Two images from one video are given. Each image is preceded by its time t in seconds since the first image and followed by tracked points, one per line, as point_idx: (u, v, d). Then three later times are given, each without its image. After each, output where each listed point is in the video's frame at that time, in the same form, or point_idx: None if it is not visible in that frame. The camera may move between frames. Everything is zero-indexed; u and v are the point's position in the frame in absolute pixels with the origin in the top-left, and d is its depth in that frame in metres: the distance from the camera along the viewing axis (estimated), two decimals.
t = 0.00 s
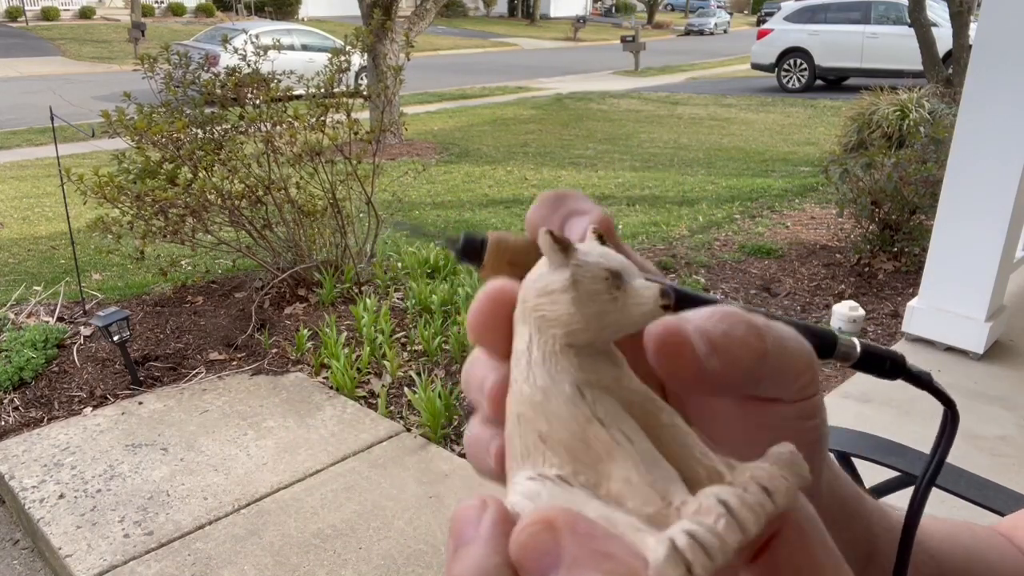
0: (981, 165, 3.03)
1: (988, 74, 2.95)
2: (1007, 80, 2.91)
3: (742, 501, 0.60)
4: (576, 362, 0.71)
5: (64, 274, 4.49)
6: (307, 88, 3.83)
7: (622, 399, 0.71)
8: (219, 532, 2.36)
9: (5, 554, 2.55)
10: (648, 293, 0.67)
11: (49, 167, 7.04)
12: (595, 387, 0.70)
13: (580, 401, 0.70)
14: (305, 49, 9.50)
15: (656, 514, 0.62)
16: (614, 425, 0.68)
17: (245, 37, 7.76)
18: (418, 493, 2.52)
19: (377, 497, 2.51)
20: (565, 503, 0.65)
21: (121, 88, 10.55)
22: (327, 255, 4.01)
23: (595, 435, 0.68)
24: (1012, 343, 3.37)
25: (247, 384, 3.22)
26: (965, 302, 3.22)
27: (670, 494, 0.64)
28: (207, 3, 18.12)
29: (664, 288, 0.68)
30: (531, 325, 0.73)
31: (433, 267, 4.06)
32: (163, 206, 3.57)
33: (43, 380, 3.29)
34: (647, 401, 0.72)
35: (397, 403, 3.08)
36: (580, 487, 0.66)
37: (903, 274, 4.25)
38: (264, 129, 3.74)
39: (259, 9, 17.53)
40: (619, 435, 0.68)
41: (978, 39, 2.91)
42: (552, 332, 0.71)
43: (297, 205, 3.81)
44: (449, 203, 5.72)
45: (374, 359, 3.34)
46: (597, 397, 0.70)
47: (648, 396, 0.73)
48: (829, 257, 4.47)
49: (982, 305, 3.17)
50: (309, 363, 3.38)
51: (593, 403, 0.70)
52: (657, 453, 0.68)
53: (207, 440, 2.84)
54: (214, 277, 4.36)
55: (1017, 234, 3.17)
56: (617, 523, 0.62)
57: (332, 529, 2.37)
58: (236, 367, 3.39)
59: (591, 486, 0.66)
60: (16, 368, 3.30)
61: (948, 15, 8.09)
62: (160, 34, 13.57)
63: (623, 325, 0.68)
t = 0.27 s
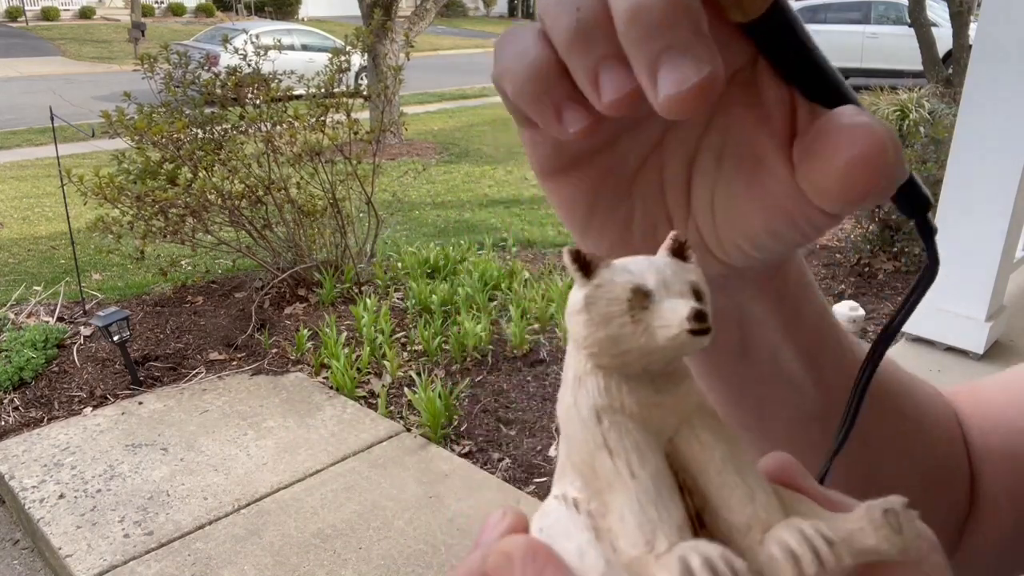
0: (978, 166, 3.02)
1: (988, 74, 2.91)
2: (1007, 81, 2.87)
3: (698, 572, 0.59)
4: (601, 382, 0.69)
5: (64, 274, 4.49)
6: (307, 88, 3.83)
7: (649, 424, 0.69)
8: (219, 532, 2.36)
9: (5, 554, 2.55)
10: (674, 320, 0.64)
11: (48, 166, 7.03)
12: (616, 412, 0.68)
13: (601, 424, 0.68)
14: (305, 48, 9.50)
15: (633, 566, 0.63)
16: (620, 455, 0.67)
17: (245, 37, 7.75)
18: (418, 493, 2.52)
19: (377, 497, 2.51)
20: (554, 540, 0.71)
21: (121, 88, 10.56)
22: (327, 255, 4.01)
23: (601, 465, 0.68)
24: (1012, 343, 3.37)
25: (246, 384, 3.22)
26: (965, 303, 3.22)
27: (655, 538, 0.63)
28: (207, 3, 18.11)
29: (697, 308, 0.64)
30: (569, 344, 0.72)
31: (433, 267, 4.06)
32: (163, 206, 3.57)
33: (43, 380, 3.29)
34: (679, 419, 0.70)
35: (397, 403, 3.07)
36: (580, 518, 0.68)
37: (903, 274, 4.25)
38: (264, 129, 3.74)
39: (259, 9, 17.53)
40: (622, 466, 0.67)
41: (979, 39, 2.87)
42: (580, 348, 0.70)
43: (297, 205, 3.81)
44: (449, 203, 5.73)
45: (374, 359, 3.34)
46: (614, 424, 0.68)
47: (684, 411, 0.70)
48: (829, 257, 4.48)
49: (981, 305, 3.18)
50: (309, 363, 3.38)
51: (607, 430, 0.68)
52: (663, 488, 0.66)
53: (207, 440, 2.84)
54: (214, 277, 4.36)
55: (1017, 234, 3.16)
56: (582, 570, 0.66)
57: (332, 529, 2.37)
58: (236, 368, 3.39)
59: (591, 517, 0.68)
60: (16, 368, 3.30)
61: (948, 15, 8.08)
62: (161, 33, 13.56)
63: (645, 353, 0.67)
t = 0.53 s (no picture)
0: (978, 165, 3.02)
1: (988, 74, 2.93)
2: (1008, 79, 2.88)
3: (781, 503, 0.64)
4: (670, 327, 0.77)
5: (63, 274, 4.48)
6: (307, 88, 3.83)
7: (717, 372, 0.77)
8: (219, 532, 2.36)
9: (5, 554, 2.56)
10: (755, 262, 0.70)
11: (47, 167, 7.02)
12: (685, 355, 0.76)
13: (668, 369, 0.76)
14: (305, 49, 9.49)
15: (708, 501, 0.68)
16: (689, 399, 0.75)
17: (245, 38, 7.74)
18: (418, 493, 2.52)
19: (377, 497, 2.51)
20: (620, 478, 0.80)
21: (120, 88, 10.55)
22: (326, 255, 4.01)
23: (670, 407, 0.76)
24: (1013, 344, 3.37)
25: (247, 384, 3.22)
26: (965, 303, 3.22)
27: (728, 479, 0.69)
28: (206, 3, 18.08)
29: (778, 254, 0.70)
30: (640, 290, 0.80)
31: (433, 267, 4.06)
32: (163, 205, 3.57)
33: (43, 380, 3.29)
34: (746, 374, 0.77)
35: (397, 403, 3.07)
36: (643, 462, 0.77)
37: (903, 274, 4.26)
38: (263, 129, 3.73)
39: (259, 9, 17.50)
40: (692, 410, 0.74)
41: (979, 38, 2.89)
42: (650, 291, 0.78)
43: (297, 205, 3.81)
44: (450, 203, 5.73)
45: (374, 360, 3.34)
46: (682, 368, 0.76)
47: (750, 366, 0.78)
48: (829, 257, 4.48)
49: (980, 303, 3.17)
50: (309, 363, 3.37)
51: (675, 373, 0.76)
52: (732, 433, 0.73)
53: (207, 440, 2.84)
54: (213, 277, 4.36)
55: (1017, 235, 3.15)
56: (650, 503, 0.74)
57: (332, 529, 2.37)
58: (236, 368, 3.39)
59: (656, 460, 0.76)
60: (15, 368, 3.30)
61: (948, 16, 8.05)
62: (160, 33, 13.55)
63: (719, 298, 0.74)
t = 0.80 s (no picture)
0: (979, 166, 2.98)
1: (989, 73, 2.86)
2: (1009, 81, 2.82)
3: (715, 543, 0.62)
4: (621, 356, 0.72)
5: (64, 274, 4.49)
6: (307, 88, 3.82)
7: (668, 401, 0.72)
8: (219, 531, 2.36)
9: (5, 554, 2.55)
10: (700, 291, 0.67)
11: (48, 167, 7.03)
12: (635, 384, 0.71)
13: (616, 399, 0.71)
14: (305, 48, 9.48)
15: (646, 537, 0.65)
16: (638, 429, 0.70)
17: (245, 38, 7.75)
18: (419, 493, 2.51)
19: (378, 497, 2.51)
20: (567, 512, 0.74)
21: (121, 88, 10.55)
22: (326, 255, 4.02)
23: (618, 437, 0.71)
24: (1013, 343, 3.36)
25: (247, 384, 3.22)
26: (965, 302, 3.21)
27: (671, 512, 0.66)
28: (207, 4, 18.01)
29: (723, 281, 0.67)
30: (591, 317, 0.74)
31: (433, 267, 4.06)
32: (163, 205, 3.57)
33: (43, 380, 3.29)
34: (699, 399, 0.73)
35: (397, 403, 3.07)
36: (594, 493, 0.71)
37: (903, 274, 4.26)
38: (264, 129, 3.73)
39: (259, 9, 17.48)
40: (639, 440, 0.70)
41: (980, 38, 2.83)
42: (600, 321, 0.73)
43: (297, 205, 3.81)
44: (449, 203, 5.73)
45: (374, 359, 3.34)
46: (632, 397, 0.71)
47: (705, 391, 0.73)
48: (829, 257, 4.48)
49: (980, 304, 3.16)
50: (309, 363, 3.37)
51: (625, 402, 0.71)
52: (680, 465, 0.69)
53: (207, 440, 2.84)
54: (213, 277, 4.36)
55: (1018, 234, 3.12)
56: (593, 539, 0.69)
57: (332, 529, 2.37)
58: (236, 367, 3.39)
59: (606, 492, 0.70)
60: (16, 368, 3.30)
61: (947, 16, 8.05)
62: (161, 33, 13.56)
63: (668, 324, 0.69)
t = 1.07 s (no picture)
0: (978, 166, 2.98)
1: (988, 73, 2.86)
2: (1009, 80, 2.82)
3: (714, 564, 0.60)
4: (622, 357, 0.71)
5: (64, 274, 4.49)
6: (307, 88, 3.83)
7: (672, 406, 0.71)
8: (219, 532, 2.36)
9: (5, 554, 2.56)
10: (707, 291, 0.65)
11: (48, 166, 7.02)
12: (637, 390, 0.70)
13: (617, 403, 0.70)
14: (305, 48, 9.47)
15: (643, 552, 0.65)
16: (638, 437, 0.69)
17: (245, 37, 7.75)
18: (419, 493, 2.52)
19: (378, 497, 2.51)
20: (563, 525, 0.74)
21: (121, 88, 10.54)
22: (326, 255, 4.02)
23: (617, 446, 0.70)
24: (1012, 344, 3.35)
25: (246, 384, 3.22)
26: (965, 302, 3.22)
27: (670, 528, 0.65)
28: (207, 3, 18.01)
29: (730, 280, 0.65)
30: (593, 315, 0.74)
31: (433, 267, 4.06)
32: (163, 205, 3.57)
33: (43, 380, 3.29)
34: (707, 404, 0.72)
35: (397, 403, 3.07)
36: (591, 503, 0.71)
37: (903, 274, 4.26)
38: (264, 129, 3.73)
39: (259, 8, 17.49)
40: (639, 449, 0.69)
41: (978, 38, 2.84)
42: (602, 322, 0.72)
43: (297, 205, 3.81)
44: (449, 203, 5.73)
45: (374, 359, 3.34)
46: (633, 403, 0.70)
47: (712, 396, 0.72)
48: (829, 257, 4.48)
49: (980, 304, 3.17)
50: (309, 363, 3.37)
51: (625, 408, 0.70)
52: (682, 476, 0.68)
53: (207, 440, 2.84)
54: (214, 277, 4.36)
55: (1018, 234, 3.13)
56: (590, 556, 0.68)
57: (332, 529, 2.37)
58: (236, 368, 3.39)
59: (603, 503, 0.70)
60: (16, 368, 3.30)
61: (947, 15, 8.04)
62: (161, 33, 13.55)
63: (670, 326, 0.68)
